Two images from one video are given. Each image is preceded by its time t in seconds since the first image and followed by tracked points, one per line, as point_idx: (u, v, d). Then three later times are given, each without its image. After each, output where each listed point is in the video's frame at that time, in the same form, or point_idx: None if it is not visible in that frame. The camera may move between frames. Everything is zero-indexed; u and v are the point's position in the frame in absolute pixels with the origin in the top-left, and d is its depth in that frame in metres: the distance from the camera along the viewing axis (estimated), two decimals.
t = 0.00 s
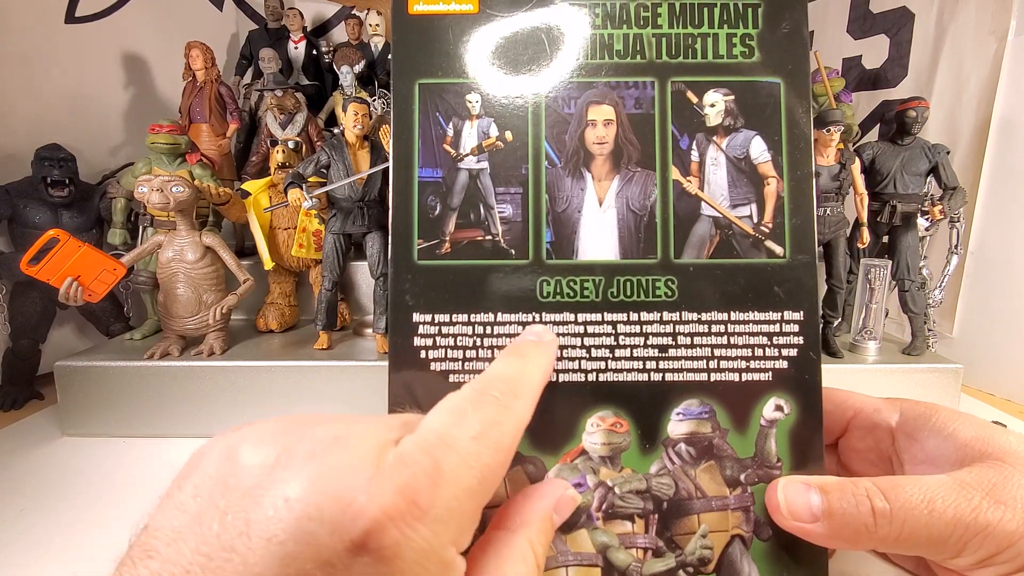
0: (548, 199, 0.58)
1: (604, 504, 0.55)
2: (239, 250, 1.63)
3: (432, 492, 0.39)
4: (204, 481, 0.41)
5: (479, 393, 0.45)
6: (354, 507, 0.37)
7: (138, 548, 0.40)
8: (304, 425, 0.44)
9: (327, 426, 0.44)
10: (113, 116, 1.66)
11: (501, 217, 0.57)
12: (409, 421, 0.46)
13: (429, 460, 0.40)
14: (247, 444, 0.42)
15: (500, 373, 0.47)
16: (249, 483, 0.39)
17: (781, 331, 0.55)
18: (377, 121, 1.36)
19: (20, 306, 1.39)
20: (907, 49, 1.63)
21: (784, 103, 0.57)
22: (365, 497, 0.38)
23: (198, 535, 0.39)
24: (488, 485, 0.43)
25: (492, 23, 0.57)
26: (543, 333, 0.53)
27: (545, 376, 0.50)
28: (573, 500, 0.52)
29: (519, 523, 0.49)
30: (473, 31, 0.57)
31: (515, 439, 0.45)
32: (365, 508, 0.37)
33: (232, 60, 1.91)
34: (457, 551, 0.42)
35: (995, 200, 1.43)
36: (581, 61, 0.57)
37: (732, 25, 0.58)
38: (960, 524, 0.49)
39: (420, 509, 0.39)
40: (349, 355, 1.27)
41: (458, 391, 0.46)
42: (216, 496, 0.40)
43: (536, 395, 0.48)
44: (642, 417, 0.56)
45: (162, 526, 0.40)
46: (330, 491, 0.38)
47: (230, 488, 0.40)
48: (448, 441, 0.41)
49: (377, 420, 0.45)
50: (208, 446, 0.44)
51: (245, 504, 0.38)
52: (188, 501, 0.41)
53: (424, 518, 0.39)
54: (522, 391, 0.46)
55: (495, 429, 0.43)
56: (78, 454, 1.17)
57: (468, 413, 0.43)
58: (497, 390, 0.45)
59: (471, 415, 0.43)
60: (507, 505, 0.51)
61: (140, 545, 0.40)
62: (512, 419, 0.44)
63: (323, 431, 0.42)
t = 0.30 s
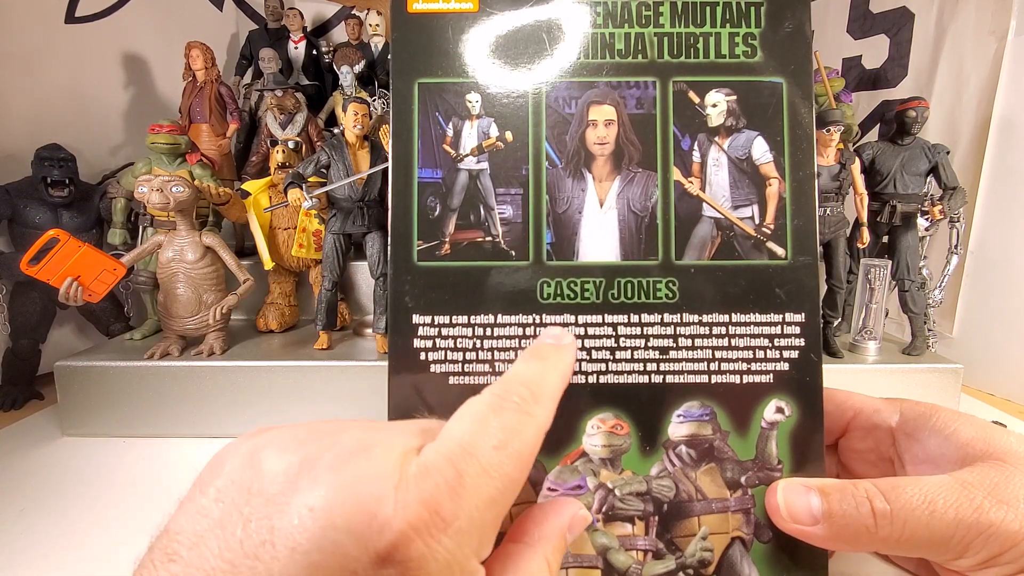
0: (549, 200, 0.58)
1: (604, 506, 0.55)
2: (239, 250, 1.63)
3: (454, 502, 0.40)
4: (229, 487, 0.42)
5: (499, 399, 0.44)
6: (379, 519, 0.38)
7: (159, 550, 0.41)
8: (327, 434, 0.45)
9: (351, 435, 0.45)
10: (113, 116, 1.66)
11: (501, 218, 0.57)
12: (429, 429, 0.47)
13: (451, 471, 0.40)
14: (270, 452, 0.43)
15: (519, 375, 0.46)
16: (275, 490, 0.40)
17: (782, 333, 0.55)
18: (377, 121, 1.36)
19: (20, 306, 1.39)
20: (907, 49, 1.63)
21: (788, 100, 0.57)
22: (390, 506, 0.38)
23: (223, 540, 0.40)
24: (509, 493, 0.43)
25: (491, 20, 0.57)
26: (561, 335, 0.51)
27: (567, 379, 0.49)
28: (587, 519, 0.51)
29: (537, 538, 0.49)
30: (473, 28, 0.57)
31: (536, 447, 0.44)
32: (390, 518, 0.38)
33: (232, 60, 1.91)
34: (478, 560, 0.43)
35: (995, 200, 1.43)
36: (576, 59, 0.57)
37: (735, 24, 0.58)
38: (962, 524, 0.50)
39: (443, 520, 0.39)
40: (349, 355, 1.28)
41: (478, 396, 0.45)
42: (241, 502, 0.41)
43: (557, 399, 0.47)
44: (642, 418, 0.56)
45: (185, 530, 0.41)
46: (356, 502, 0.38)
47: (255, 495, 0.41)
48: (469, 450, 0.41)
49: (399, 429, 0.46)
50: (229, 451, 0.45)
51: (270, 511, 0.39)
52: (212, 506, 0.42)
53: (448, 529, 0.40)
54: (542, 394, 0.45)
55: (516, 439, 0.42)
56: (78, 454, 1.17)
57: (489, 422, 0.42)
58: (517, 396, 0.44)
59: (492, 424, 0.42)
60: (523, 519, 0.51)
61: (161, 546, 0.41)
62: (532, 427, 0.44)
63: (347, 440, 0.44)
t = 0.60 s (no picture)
0: (549, 200, 0.58)
1: (604, 504, 0.55)
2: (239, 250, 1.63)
3: (470, 504, 0.39)
4: (233, 498, 0.40)
5: (514, 398, 0.44)
6: (399, 522, 0.38)
7: (161, 566, 0.40)
8: (331, 435, 0.43)
9: (355, 436, 0.43)
10: (113, 116, 1.66)
11: (501, 218, 0.57)
12: (435, 429, 0.46)
13: (467, 471, 0.40)
14: (273, 458, 0.41)
15: (532, 374, 0.46)
16: (283, 498, 0.39)
17: (782, 332, 0.55)
18: (377, 120, 1.36)
19: (20, 306, 1.39)
20: (907, 49, 1.63)
21: (787, 103, 0.57)
22: (409, 510, 0.38)
23: (231, 552, 0.38)
24: (522, 494, 0.43)
25: (492, 20, 0.57)
26: (572, 338, 0.51)
27: (577, 380, 0.49)
28: (598, 522, 0.50)
29: (548, 542, 0.48)
30: (473, 28, 0.57)
31: (549, 448, 0.44)
32: (409, 523, 0.38)
33: (232, 60, 1.91)
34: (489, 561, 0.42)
35: (994, 200, 1.43)
36: (574, 62, 0.57)
37: (734, 25, 0.58)
38: (962, 522, 0.49)
39: (460, 522, 0.39)
40: (348, 355, 1.28)
41: (491, 395, 0.45)
42: (247, 512, 0.39)
43: (568, 400, 0.47)
44: (643, 418, 0.56)
45: (189, 546, 0.40)
46: (374, 507, 0.37)
47: (262, 505, 0.39)
48: (485, 451, 0.41)
49: (405, 429, 0.45)
50: (227, 460, 0.43)
51: (281, 521, 0.38)
52: (215, 519, 0.40)
53: (465, 531, 0.39)
54: (554, 394, 0.45)
55: (530, 440, 0.42)
56: (78, 454, 1.17)
57: (505, 422, 0.42)
58: (532, 396, 0.44)
59: (508, 425, 0.42)
60: (534, 522, 0.50)
61: (162, 562, 0.40)
62: (546, 428, 0.44)
63: (354, 440, 0.42)
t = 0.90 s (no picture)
0: (549, 199, 0.58)
1: (604, 503, 0.55)
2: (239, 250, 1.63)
3: (484, 505, 0.40)
4: (246, 500, 0.40)
5: (526, 404, 0.45)
6: (414, 523, 0.38)
7: (173, 568, 0.39)
8: (345, 439, 0.44)
9: (369, 441, 0.44)
10: (113, 116, 1.66)
11: (501, 217, 0.57)
12: (445, 434, 0.47)
13: (481, 475, 0.41)
14: (286, 461, 0.42)
15: (543, 380, 0.47)
16: (296, 499, 0.39)
17: (781, 331, 0.55)
18: (377, 121, 1.36)
19: (20, 306, 1.39)
20: (907, 49, 1.63)
21: (784, 105, 0.57)
22: (424, 511, 0.39)
23: (243, 553, 0.38)
24: (534, 498, 0.43)
25: (492, 23, 0.57)
26: (583, 339, 0.52)
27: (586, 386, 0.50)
28: (601, 527, 0.51)
29: (553, 546, 0.49)
30: (474, 31, 0.57)
31: (560, 452, 0.45)
32: (425, 523, 0.39)
33: (232, 60, 1.93)
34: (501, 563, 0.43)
35: (994, 200, 1.43)
36: (575, 63, 0.57)
37: (732, 26, 0.58)
38: (961, 521, 0.49)
39: (474, 523, 0.40)
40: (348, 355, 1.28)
41: (504, 400, 0.46)
42: (260, 513, 0.39)
43: (578, 405, 0.48)
44: (643, 417, 0.56)
45: (200, 547, 0.39)
46: (390, 507, 0.38)
47: (275, 507, 0.39)
48: (498, 455, 0.42)
49: (418, 433, 0.46)
50: (239, 466, 0.44)
51: (296, 521, 0.38)
52: (227, 522, 0.40)
53: (480, 533, 0.40)
54: (566, 401, 0.46)
55: (541, 446, 0.43)
56: (78, 454, 1.17)
57: (518, 427, 0.43)
58: (544, 402, 0.45)
59: (520, 429, 0.43)
60: (541, 525, 0.51)
61: (174, 564, 0.40)
62: (558, 433, 0.45)
63: (369, 442, 0.43)
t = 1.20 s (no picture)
0: (549, 199, 0.58)
1: (604, 503, 0.55)
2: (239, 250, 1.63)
3: (499, 511, 0.40)
4: (264, 501, 0.41)
5: (541, 410, 0.44)
6: (429, 528, 0.39)
7: (189, 568, 0.39)
8: (362, 442, 0.44)
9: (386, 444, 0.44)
10: (113, 116, 1.66)
11: (501, 218, 0.57)
12: (461, 437, 0.47)
13: (496, 480, 0.41)
14: (304, 463, 0.43)
15: (559, 385, 0.46)
16: (314, 501, 0.40)
17: (781, 331, 0.55)
18: (377, 121, 1.36)
19: (20, 305, 1.39)
20: (907, 49, 1.63)
21: (784, 105, 0.57)
22: (439, 514, 0.39)
23: (261, 553, 0.38)
24: (548, 504, 0.43)
25: (492, 23, 0.57)
26: (597, 344, 0.51)
27: (601, 390, 0.49)
28: (611, 536, 0.52)
29: (563, 552, 0.50)
30: (473, 30, 0.57)
31: (575, 459, 0.44)
32: (440, 528, 0.39)
33: (232, 60, 1.93)
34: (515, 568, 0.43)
35: (994, 200, 1.43)
36: (574, 62, 0.57)
37: (732, 26, 0.58)
38: (962, 520, 0.49)
39: (489, 529, 0.40)
40: (348, 355, 1.28)
41: (519, 405, 0.46)
42: (278, 514, 0.40)
43: (594, 410, 0.48)
44: (643, 417, 0.56)
45: (217, 546, 0.40)
46: (406, 512, 0.38)
47: (292, 508, 0.40)
48: (512, 461, 0.42)
49: (434, 436, 0.46)
50: (257, 467, 0.44)
51: (313, 522, 0.39)
52: (244, 522, 0.40)
53: (495, 539, 0.40)
54: (581, 406, 0.46)
55: (555, 451, 0.43)
56: (79, 454, 1.17)
57: (532, 433, 0.43)
58: (559, 408, 0.45)
59: (534, 435, 0.43)
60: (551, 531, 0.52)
61: (191, 563, 0.40)
62: (572, 439, 0.44)
63: (385, 445, 0.43)
